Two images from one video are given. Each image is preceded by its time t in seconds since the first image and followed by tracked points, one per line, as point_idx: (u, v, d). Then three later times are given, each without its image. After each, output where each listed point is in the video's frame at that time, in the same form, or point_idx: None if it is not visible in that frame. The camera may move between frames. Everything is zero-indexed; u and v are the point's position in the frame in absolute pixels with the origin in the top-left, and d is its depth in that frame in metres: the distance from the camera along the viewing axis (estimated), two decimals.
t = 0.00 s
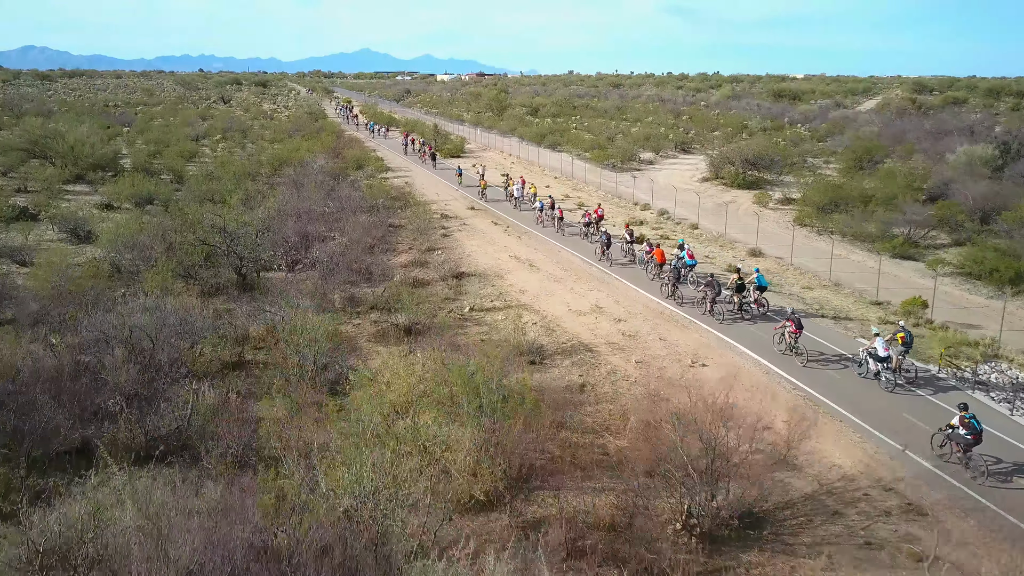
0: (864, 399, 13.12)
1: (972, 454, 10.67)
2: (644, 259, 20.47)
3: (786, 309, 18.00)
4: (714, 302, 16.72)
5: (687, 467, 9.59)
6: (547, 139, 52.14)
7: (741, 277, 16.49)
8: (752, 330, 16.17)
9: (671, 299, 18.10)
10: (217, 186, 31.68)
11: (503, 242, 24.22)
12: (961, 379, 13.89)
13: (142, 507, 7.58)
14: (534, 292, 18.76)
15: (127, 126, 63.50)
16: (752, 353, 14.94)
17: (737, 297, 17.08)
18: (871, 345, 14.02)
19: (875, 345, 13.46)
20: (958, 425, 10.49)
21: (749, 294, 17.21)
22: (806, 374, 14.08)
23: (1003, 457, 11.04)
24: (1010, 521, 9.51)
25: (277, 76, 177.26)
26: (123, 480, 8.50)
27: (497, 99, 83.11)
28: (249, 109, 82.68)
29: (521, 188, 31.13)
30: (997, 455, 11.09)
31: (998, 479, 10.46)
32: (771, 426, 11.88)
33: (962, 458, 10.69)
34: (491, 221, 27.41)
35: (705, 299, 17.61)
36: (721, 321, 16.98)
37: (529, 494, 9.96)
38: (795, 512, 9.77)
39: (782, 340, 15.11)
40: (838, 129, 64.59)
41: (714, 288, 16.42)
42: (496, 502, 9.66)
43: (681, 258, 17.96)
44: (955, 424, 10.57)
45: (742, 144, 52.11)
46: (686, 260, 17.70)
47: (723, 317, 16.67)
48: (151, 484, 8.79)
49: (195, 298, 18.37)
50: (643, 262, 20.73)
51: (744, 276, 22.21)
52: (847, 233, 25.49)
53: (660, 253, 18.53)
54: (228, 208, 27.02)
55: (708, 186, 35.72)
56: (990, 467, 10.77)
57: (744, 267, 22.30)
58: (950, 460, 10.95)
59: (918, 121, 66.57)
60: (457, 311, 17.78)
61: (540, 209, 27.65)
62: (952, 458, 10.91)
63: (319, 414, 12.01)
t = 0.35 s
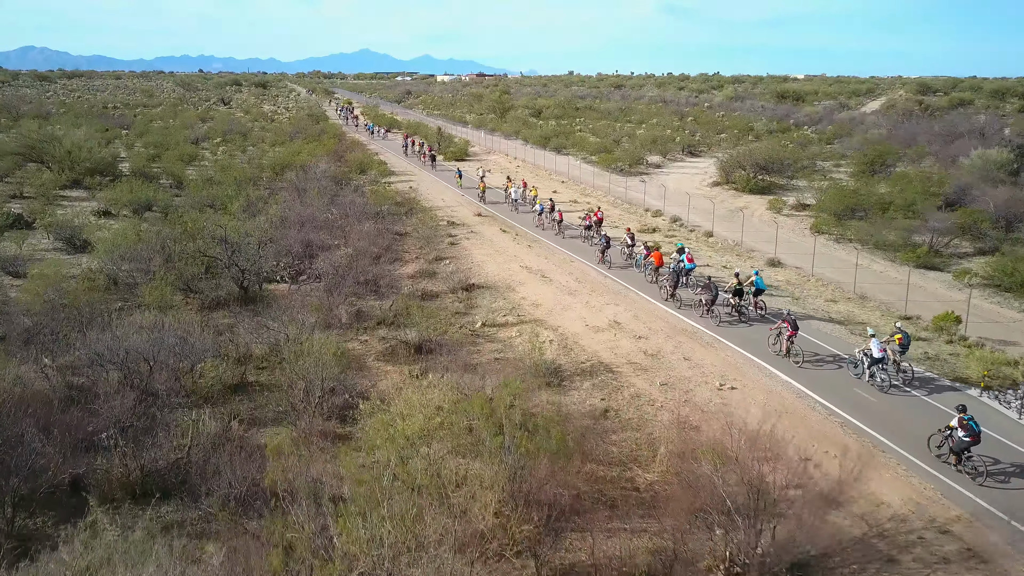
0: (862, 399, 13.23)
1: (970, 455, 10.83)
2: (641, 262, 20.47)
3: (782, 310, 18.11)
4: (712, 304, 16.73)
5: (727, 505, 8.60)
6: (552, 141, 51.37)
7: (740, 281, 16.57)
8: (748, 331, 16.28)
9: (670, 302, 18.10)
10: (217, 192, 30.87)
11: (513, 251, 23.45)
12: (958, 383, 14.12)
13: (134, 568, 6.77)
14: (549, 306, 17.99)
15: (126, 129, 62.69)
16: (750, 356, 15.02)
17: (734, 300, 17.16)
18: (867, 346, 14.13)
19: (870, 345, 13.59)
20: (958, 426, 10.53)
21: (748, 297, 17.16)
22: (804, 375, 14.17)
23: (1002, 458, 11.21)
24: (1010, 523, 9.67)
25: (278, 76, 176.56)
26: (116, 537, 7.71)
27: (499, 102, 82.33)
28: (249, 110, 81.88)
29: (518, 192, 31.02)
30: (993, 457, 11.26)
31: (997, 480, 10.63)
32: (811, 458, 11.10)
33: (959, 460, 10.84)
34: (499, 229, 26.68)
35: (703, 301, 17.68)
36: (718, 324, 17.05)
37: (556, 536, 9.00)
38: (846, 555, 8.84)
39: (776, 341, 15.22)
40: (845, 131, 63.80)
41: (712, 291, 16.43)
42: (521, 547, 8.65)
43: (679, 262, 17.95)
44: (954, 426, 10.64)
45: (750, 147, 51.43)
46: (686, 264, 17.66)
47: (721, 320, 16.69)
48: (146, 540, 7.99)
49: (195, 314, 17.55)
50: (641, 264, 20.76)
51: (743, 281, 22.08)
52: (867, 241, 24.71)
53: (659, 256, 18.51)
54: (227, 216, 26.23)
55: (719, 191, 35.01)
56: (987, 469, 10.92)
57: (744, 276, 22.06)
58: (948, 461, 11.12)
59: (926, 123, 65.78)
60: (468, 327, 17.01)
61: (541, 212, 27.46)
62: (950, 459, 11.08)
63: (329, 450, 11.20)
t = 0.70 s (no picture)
0: (861, 405, 13.25)
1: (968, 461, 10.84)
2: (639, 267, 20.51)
3: (778, 316, 18.17)
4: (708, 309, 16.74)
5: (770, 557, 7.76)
6: (556, 145, 50.63)
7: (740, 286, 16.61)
8: (743, 335, 16.30)
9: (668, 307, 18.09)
10: (218, 200, 30.16)
11: (523, 262, 22.72)
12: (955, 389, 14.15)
13: None
14: (562, 323, 17.23)
15: (125, 132, 62.04)
16: (748, 361, 15.02)
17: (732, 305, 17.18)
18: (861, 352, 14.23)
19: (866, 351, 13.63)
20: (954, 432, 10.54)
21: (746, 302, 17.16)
22: (801, 381, 14.19)
23: (998, 463, 11.20)
24: (1008, 528, 9.65)
25: (278, 78, 176.01)
26: None
27: (502, 104, 81.71)
28: (250, 113, 81.28)
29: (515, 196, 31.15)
30: (992, 461, 11.22)
31: (994, 485, 10.62)
32: (851, 495, 10.33)
33: (957, 465, 10.83)
34: (506, 238, 25.97)
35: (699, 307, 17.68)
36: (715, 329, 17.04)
37: None
38: None
39: (772, 346, 15.24)
40: (852, 134, 63.11)
41: (709, 297, 16.46)
42: None
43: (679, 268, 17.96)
44: (952, 430, 10.64)
45: (757, 151, 50.70)
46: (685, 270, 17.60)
47: (717, 325, 16.72)
48: None
49: (195, 332, 16.84)
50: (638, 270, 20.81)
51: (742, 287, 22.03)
52: (887, 251, 23.94)
53: (655, 261, 18.55)
54: (228, 226, 25.52)
55: (729, 198, 34.29)
56: (986, 474, 10.89)
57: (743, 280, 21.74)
58: (947, 466, 11.11)
59: (933, 126, 65.10)
60: (479, 345, 16.25)
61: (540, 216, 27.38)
62: (948, 463, 11.09)
63: (335, 489, 10.39)
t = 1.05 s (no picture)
0: (857, 413, 13.25)
1: (964, 469, 10.95)
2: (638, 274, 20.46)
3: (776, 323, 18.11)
4: (704, 316, 16.78)
5: None
6: (561, 149, 49.82)
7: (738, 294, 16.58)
8: (740, 342, 16.27)
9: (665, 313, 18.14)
10: (216, 209, 29.33)
11: (532, 274, 21.94)
12: (953, 397, 14.15)
13: None
14: (577, 343, 16.40)
15: (124, 136, 61.21)
16: (745, 368, 15.00)
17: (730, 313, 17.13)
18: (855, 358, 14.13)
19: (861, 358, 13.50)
20: (952, 441, 10.69)
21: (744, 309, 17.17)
22: (798, 388, 14.18)
23: (997, 470, 11.26)
24: (1008, 537, 9.64)
25: (278, 79, 175.55)
26: None
27: (505, 107, 80.92)
28: (250, 115, 80.44)
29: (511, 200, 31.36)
30: (991, 469, 11.29)
31: (992, 492, 10.65)
32: (903, 547, 9.53)
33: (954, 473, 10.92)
34: (514, 249, 25.16)
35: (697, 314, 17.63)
36: (712, 336, 17.02)
37: None
38: None
39: (768, 353, 15.23)
40: (859, 137, 62.29)
41: (705, 304, 16.49)
42: None
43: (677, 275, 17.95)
44: (949, 440, 10.80)
45: (765, 156, 49.88)
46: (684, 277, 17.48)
47: (713, 332, 16.76)
48: None
49: (193, 355, 16.04)
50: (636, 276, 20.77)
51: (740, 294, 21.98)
52: (910, 264, 23.11)
53: (652, 269, 18.60)
54: (227, 238, 24.73)
55: (740, 205, 33.47)
56: (985, 482, 10.96)
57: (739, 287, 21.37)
58: (943, 474, 11.19)
59: (942, 129, 64.27)
60: (490, 367, 15.43)
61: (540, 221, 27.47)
62: (945, 471, 11.17)
63: (342, 538, 9.52)
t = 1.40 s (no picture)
0: (852, 418, 13.29)
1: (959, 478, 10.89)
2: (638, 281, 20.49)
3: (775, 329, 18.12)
4: (702, 322, 16.83)
5: None
6: (568, 153, 49.12)
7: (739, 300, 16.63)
8: (739, 348, 16.34)
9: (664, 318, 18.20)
10: (218, 218, 28.62)
11: (544, 287, 21.25)
12: (952, 405, 14.17)
13: None
14: (595, 364, 15.65)
15: (125, 139, 60.55)
16: (748, 377, 14.99)
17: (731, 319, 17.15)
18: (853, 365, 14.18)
19: (858, 365, 13.56)
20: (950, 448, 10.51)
21: (744, 315, 17.19)
22: (797, 393, 14.25)
23: (991, 479, 11.30)
24: (1002, 547, 9.68)
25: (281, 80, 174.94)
26: None
27: (510, 109, 80.25)
28: (252, 117, 79.76)
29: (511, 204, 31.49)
30: (984, 478, 11.32)
31: (987, 502, 10.70)
32: None
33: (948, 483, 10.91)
34: (523, 259, 24.44)
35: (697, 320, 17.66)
36: (710, 342, 17.08)
37: None
38: None
39: (766, 358, 15.31)
40: (868, 140, 61.50)
41: (703, 309, 16.55)
42: None
43: (678, 281, 17.98)
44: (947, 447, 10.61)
45: (775, 160, 49.15)
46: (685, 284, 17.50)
47: (710, 338, 16.84)
48: None
49: (193, 377, 15.33)
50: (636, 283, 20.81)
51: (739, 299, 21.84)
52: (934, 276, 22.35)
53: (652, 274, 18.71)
54: (229, 250, 24.04)
55: (753, 212, 32.76)
56: (979, 491, 10.98)
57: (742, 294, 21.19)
58: (936, 483, 11.14)
59: (952, 131, 63.43)
60: (504, 390, 14.69)
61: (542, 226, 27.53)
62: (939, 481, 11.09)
63: None
